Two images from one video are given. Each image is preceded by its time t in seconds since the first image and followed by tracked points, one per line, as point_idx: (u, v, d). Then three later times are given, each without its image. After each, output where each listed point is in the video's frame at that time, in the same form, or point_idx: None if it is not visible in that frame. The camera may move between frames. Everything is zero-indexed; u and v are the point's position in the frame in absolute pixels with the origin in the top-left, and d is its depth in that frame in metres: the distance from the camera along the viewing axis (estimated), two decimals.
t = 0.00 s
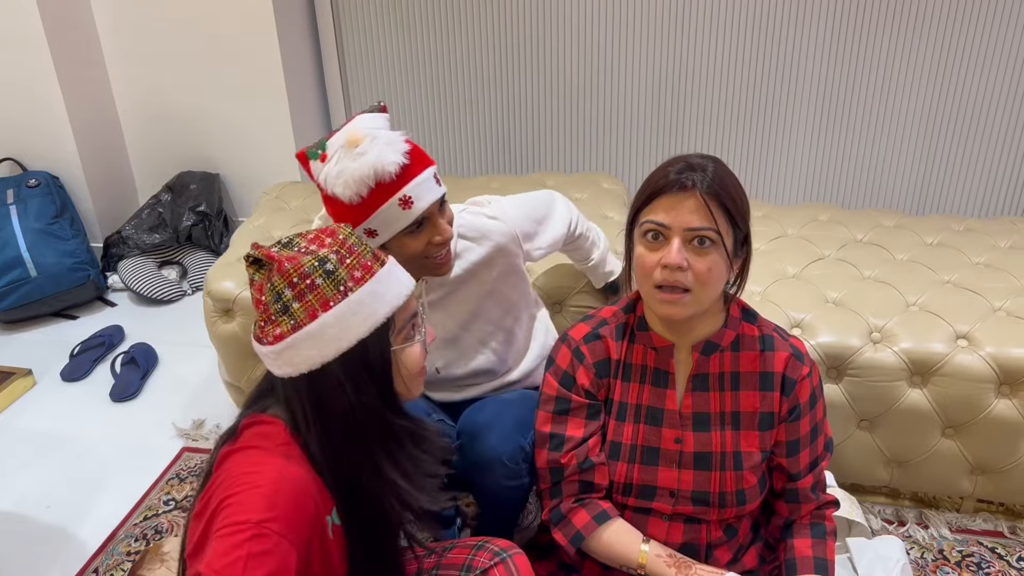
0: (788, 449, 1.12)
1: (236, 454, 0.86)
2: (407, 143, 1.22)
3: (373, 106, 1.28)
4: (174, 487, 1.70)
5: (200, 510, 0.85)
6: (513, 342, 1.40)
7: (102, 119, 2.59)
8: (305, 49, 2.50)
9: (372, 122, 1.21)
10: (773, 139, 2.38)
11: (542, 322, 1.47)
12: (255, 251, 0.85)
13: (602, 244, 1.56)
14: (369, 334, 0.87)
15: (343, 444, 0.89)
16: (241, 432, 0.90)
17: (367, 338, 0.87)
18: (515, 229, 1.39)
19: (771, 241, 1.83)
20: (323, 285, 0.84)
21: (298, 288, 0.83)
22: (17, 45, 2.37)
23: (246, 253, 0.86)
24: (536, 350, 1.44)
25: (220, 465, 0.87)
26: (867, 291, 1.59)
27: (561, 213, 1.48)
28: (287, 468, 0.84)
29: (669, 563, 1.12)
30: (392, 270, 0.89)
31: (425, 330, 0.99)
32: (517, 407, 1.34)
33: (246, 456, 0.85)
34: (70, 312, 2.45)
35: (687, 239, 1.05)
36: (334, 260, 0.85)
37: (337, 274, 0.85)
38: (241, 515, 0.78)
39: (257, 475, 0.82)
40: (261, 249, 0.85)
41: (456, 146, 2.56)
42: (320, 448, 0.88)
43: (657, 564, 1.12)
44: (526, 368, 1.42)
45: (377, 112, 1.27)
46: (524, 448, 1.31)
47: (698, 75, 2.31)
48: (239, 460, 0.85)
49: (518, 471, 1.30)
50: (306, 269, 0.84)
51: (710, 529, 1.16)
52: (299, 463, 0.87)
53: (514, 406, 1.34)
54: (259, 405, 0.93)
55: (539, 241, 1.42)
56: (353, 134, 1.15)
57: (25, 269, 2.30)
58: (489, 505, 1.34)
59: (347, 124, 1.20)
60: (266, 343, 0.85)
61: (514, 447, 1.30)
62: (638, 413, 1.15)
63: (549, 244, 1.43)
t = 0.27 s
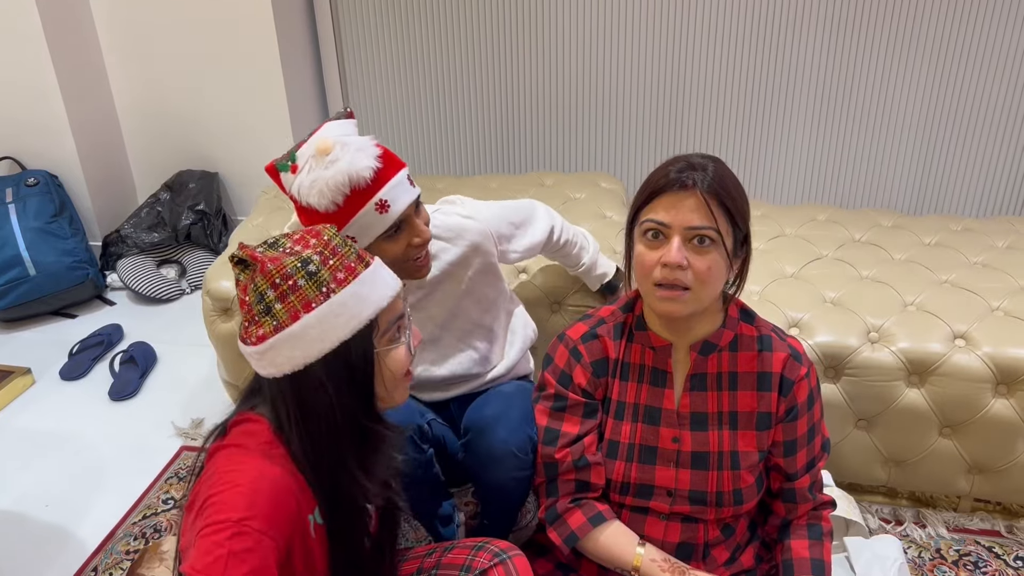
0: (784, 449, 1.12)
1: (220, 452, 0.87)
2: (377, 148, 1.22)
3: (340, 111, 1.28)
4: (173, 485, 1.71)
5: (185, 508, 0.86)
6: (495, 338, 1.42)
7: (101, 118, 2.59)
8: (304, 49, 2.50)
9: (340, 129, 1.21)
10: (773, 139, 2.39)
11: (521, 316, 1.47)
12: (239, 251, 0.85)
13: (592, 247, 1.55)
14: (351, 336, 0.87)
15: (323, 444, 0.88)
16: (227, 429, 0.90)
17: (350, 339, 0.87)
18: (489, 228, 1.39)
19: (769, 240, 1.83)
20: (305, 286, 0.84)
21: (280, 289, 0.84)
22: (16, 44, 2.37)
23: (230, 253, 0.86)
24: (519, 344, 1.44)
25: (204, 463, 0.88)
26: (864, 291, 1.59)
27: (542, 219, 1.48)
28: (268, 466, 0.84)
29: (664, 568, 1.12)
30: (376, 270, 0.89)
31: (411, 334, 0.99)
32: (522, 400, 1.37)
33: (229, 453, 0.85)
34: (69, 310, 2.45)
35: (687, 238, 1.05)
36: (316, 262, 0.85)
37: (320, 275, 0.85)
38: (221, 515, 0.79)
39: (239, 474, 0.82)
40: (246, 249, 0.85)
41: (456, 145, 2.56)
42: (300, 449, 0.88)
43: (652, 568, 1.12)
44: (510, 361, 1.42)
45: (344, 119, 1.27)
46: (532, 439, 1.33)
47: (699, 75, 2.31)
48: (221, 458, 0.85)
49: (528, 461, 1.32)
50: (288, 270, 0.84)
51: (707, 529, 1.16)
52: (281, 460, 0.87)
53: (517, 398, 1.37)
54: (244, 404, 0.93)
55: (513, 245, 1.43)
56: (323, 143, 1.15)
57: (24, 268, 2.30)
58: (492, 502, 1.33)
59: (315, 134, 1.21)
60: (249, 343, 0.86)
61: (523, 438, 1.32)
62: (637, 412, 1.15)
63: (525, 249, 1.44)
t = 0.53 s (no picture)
0: (786, 447, 1.13)
1: (236, 449, 0.85)
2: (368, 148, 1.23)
3: (329, 113, 1.29)
4: (173, 483, 1.71)
5: (198, 505, 0.84)
6: (485, 333, 1.42)
7: (101, 115, 2.59)
8: (303, 46, 2.49)
9: (331, 131, 1.22)
10: (772, 138, 2.39)
11: (510, 310, 1.50)
12: (255, 237, 0.85)
13: (587, 248, 1.54)
14: (361, 328, 0.87)
15: (328, 438, 0.89)
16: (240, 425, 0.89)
17: (360, 331, 0.87)
18: (477, 223, 1.39)
19: (768, 238, 1.83)
20: (320, 275, 0.84)
21: (294, 276, 0.84)
22: (16, 41, 2.37)
23: (247, 238, 0.86)
24: (509, 339, 1.45)
25: (218, 459, 0.86)
26: (863, 289, 1.59)
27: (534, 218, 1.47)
28: (290, 468, 0.83)
29: (663, 565, 1.12)
30: (389, 265, 0.89)
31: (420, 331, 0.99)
32: (520, 395, 1.37)
33: (248, 452, 0.84)
34: (68, 308, 2.45)
35: (662, 242, 1.05)
36: (332, 252, 0.86)
37: (335, 266, 0.85)
38: (245, 516, 0.78)
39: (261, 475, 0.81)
40: (261, 236, 0.85)
41: (455, 143, 2.56)
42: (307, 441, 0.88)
43: (651, 565, 1.13)
44: (501, 355, 1.43)
45: (334, 121, 1.28)
46: (531, 433, 1.34)
47: (699, 73, 2.31)
48: (240, 457, 0.84)
49: (528, 455, 1.32)
50: (304, 258, 0.84)
51: (708, 525, 1.17)
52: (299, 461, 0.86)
53: (514, 393, 1.37)
54: (251, 395, 0.93)
55: (503, 244, 1.43)
56: (314, 145, 1.16)
57: (24, 265, 2.30)
58: (496, 497, 1.33)
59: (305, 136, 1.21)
60: (259, 329, 0.86)
61: (522, 432, 1.32)
62: (639, 407, 1.15)
63: (515, 248, 1.44)
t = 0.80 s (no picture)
0: (784, 444, 1.13)
1: (213, 450, 0.84)
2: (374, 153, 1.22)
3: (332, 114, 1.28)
4: (170, 479, 1.71)
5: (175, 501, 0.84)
6: (480, 330, 1.43)
7: (98, 110, 2.58)
8: (301, 41, 2.49)
9: (338, 135, 1.21)
10: (771, 134, 2.38)
11: (505, 307, 1.48)
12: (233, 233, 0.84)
13: (584, 244, 1.54)
14: (342, 325, 0.86)
15: (316, 435, 0.88)
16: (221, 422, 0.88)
17: (343, 328, 0.87)
18: (473, 220, 1.39)
19: (766, 234, 1.83)
20: (300, 273, 0.84)
21: (275, 274, 0.84)
22: (13, 36, 2.36)
23: (223, 236, 0.84)
24: (504, 336, 1.44)
25: (198, 456, 0.85)
26: (861, 285, 1.60)
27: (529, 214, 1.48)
28: (267, 466, 0.83)
29: (658, 558, 1.12)
30: (370, 262, 0.90)
31: (403, 330, 0.99)
32: (513, 391, 1.38)
33: (226, 449, 0.83)
34: (66, 303, 2.44)
35: (646, 240, 1.05)
36: (313, 250, 0.86)
37: (315, 263, 0.85)
38: (219, 515, 0.77)
39: (235, 474, 0.80)
40: (240, 232, 0.84)
41: (453, 139, 2.56)
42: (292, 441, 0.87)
43: (648, 559, 1.13)
44: (496, 352, 1.43)
45: (338, 121, 1.27)
46: (523, 428, 1.35)
47: (698, 69, 2.31)
48: (218, 454, 0.83)
49: (520, 452, 1.32)
50: (284, 256, 0.84)
51: (705, 520, 1.17)
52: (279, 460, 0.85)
53: (507, 390, 1.38)
54: (231, 397, 0.91)
55: (500, 240, 1.43)
56: (320, 151, 1.15)
57: (21, 261, 2.29)
58: (487, 493, 1.33)
59: (311, 138, 1.21)
60: (239, 329, 0.85)
61: (514, 429, 1.32)
62: (637, 402, 1.15)
63: (511, 243, 1.44)
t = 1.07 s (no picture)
0: (781, 438, 1.13)
1: (189, 439, 0.86)
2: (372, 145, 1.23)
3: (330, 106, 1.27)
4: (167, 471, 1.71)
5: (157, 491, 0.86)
6: (479, 326, 1.43)
7: (93, 103, 2.57)
8: (298, 32, 2.48)
9: (335, 128, 1.22)
10: (769, 125, 2.38)
11: (507, 303, 1.46)
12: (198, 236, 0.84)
13: (581, 235, 1.54)
14: (312, 330, 0.87)
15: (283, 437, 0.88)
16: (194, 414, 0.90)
17: (312, 332, 0.87)
18: (480, 219, 1.39)
19: (763, 227, 1.83)
20: (268, 277, 0.84)
21: (241, 278, 0.83)
22: (8, 27, 2.35)
23: (189, 240, 0.83)
24: (503, 332, 1.44)
25: (175, 447, 0.88)
26: (858, 278, 1.59)
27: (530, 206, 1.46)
28: (236, 446, 0.84)
29: (654, 550, 1.12)
30: (340, 263, 0.89)
31: (375, 329, 0.99)
32: (507, 386, 1.37)
33: (197, 436, 0.85)
34: (62, 296, 2.44)
35: (630, 231, 1.06)
36: (280, 252, 0.85)
37: (283, 267, 0.84)
38: (191, 496, 0.79)
39: (204, 460, 0.82)
40: (205, 236, 0.83)
41: (451, 130, 2.55)
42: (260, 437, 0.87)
43: (643, 550, 1.13)
44: (495, 348, 1.43)
45: (335, 115, 1.26)
46: (516, 423, 1.34)
47: (697, 59, 2.30)
48: (190, 442, 0.85)
49: (514, 447, 1.32)
50: (251, 260, 0.83)
51: (701, 513, 1.17)
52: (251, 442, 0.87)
53: (500, 383, 1.37)
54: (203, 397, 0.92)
55: (501, 234, 1.42)
56: (317, 145, 1.15)
57: (17, 253, 2.29)
58: (482, 487, 1.34)
59: (307, 131, 1.20)
60: (207, 333, 0.85)
61: (506, 424, 1.32)
62: (635, 394, 1.15)
63: (511, 238, 1.43)
